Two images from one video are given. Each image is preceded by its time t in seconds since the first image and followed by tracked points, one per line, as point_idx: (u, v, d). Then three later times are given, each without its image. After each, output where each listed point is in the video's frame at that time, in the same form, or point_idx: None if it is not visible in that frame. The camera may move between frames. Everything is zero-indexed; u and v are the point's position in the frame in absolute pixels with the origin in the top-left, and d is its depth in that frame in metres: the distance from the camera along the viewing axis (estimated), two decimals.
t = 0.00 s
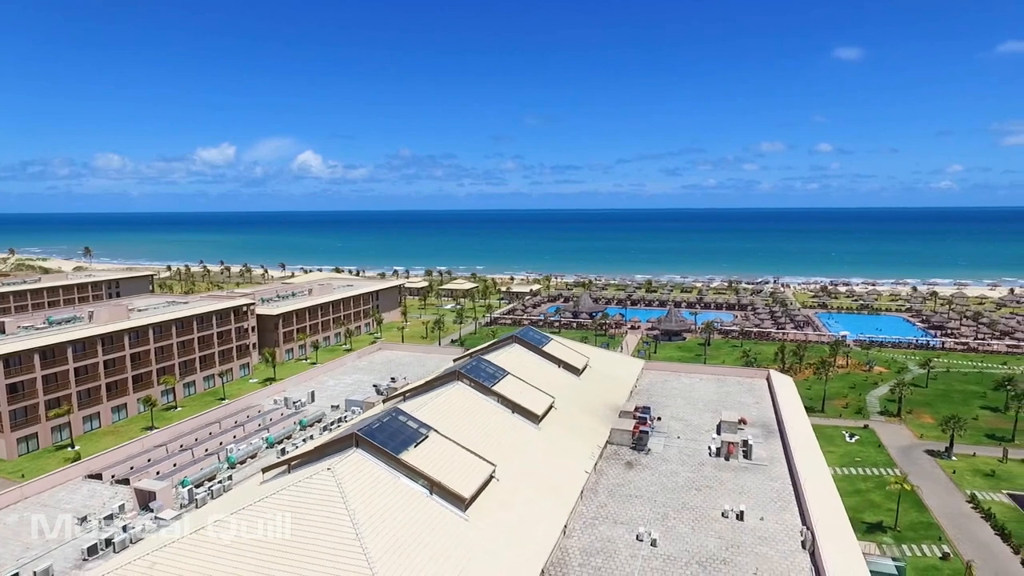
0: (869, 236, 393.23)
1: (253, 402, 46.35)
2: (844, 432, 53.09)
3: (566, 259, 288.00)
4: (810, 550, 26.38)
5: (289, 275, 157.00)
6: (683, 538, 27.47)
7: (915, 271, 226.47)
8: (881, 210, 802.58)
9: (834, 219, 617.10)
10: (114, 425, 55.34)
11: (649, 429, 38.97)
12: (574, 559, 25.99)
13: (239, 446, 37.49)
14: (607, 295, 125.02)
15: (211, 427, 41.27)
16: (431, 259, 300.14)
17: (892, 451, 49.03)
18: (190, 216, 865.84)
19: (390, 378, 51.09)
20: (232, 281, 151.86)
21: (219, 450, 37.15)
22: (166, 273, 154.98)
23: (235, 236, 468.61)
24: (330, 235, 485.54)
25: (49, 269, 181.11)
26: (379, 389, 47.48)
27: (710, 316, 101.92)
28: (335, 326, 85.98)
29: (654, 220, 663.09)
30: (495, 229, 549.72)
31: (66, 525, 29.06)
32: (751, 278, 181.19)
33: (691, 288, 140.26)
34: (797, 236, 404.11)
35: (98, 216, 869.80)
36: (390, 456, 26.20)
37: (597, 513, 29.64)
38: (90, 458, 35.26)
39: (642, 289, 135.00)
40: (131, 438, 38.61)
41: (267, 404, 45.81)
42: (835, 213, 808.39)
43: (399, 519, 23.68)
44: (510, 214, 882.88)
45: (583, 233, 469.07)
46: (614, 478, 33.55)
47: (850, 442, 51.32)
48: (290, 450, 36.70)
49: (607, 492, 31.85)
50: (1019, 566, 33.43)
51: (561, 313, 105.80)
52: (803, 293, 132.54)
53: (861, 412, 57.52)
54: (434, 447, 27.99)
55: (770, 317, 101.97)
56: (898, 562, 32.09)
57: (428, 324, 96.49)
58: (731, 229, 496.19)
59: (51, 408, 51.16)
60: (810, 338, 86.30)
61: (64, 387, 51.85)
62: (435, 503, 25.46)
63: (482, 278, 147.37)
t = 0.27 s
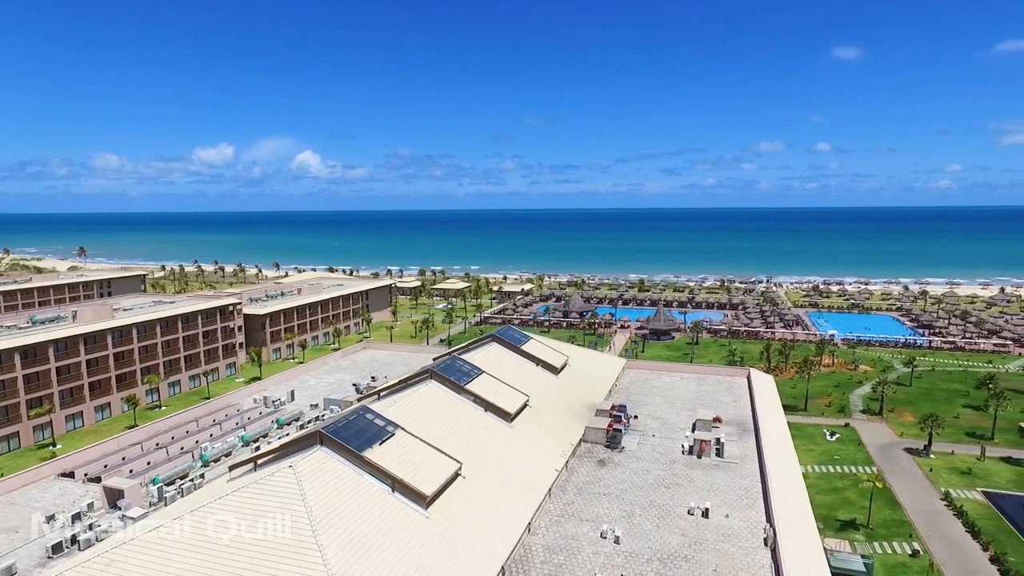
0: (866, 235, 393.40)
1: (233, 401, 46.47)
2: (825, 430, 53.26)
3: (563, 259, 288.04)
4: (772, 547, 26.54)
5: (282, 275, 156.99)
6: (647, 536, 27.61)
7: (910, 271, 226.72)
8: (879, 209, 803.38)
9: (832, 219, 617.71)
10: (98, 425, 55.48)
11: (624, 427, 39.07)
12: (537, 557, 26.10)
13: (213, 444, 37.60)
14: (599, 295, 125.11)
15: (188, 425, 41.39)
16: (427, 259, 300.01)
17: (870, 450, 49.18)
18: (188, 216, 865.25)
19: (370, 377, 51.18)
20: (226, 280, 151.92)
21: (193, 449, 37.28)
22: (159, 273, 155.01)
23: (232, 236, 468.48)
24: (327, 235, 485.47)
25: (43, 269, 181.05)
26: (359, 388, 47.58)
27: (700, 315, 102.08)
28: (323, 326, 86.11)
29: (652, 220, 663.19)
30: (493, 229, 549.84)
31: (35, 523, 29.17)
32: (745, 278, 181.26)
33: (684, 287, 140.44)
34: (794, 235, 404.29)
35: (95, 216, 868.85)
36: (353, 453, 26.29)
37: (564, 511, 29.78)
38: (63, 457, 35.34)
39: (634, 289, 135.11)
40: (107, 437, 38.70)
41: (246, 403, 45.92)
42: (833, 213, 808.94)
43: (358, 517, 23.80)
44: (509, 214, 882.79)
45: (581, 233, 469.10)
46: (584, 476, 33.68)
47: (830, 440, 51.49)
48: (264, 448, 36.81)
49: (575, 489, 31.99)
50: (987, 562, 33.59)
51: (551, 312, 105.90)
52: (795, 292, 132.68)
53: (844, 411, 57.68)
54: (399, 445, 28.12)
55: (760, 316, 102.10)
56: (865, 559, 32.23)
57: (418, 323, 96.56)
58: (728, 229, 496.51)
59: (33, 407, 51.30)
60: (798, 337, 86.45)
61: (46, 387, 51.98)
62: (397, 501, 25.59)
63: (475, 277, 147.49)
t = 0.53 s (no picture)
0: (863, 235, 393.59)
1: (213, 400, 46.56)
2: (806, 429, 53.37)
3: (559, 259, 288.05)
4: (734, 544, 26.70)
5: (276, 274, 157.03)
6: (612, 533, 27.72)
7: (904, 270, 227.04)
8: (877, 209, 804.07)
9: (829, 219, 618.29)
10: (81, 424, 55.52)
11: (598, 426, 39.17)
12: (500, 554, 26.19)
13: (189, 443, 37.69)
14: (591, 294, 125.18)
15: (166, 424, 41.48)
16: (423, 258, 299.84)
17: (850, 448, 49.28)
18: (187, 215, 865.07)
19: (352, 376, 51.24)
20: (220, 280, 151.98)
21: (169, 447, 37.38)
22: (153, 273, 154.99)
23: (230, 236, 468.36)
24: (325, 235, 485.49)
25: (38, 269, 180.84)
26: (339, 387, 47.64)
27: (690, 314, 102.17)
28: (312, 325, 86.23)
29: (651, 220, 663.10)
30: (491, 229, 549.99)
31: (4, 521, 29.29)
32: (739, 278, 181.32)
33: (677, 287, 140.57)
34: (791, 235, 404.42)
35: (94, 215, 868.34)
36: (318, 451, 26.42)
37: (531, 509, 29.89)
38: (37, 456, 35.42)
39: (627, 289, 135.18)
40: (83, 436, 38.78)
41: (226, 402, 45.99)
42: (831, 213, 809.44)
43: (319, 515, 23.95)
44: (508, 214, 882.63)
45: (578, 233, 469.13)
46: (555, 474, 33.78)
47: (811, 439, 51.59)
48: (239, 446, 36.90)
49: (545, 487, 32.11)
50: (956, 559, 33.74)
51: (541, 311, 105.94)
52: (788, 292, 132.82)
53: (827, 409, 57.80)
54: (366, 443, 28.25)
55: (751, 315, 102.17)
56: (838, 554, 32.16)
57: (407, 323, 96.65)
58: (725, 229, 496.91)
59: (15, 407, 51.33)
60: (787, 337, 86.60)
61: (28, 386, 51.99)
62: (360, 499, 25.73)
63: (468, 277, 147.64)
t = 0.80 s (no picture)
0: (859, 234, 393.81)
1: (192, 399, 46.65)
2: (787, 428, 53.50)
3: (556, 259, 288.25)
4: (696, 541, 26.82)
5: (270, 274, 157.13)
6: (576, 531, 27.82)
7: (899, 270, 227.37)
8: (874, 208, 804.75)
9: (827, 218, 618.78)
10: (64, 424, 55.61)
11: (573, 425, 39.29)
12: (463, 551, 26.20)
13: (163, 443, 37.81)
14: (583, 293, 125.32)
15: (143, 424, 41.61)
16: (420, 258, 299.84)
17: (829, 447, 49.41)
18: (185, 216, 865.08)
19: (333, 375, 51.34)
20: (214, 280, 152.14)
21: (142, 446, 37.50)
22: (147, 274, 155.15)
23: (228, 236, 468.44)
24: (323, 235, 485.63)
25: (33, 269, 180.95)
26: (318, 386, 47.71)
27: (680, 314, 102.34)
28: (301, 325, 86.35)
29: (649, 220, 665.19)
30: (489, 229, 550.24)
31: None
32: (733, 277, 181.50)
33: (669, 286, 140.82)
34: (788, 234, 404.67)
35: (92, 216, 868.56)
36: (281, 450, 26.60)
37: (498, 507, 29.94)
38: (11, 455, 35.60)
39: (619, 288, 135.35)
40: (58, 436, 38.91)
41: (205, 401, 46.07)
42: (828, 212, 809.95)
43: (279, 513, 24.11)
44: (506, 214, 883.31)
45: (576, 233, 469.29)
46: (526, 472, 33.86)
47: (791, 437, 51.71)
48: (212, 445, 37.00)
49: (514, 486, 32.18)
50: (926, 557, 33.85)
51: (532, 311, 106.05)
52: (780, 291, 133.03)
53: (809, 408, 57.94)
54: (331, 441, 28.40)
55: (740, 314, 102.32)
56: (808, 551, 32.19)
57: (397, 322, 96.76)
58: (722, 229, 497.25)
59: None
60: (774, 336, 86.81)
61: (10, 386, 52.05)
62: (322, 497, 25.84)
63: (461, 276, 147.78)
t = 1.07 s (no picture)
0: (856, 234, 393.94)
1: (171, 398, 46.74)
2: (768, 427, 53.63)
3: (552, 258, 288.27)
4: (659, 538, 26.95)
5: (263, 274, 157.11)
6: (541, 529, 27.93)
7: (893, 270, 227.53)
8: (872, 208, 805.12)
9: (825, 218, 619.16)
10: (46, 423, 55.63)
11: (548, 424, 39.41)
12: (426, 549, 26.23)
13: (137, 442, 37.90)
14: (575, 293, 125.38)
15: (119, 423, 41.70)
16: (416, 259, 299.54)
17: (808, 446, 49.52)
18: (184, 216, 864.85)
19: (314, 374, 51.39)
20: (207, 280, 152.16)
21: (117, 445, 37.62)
22: (140, 274, 155.11)
23: (226, 237, 468.34)
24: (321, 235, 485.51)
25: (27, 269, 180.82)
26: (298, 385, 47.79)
27: (670, 313, 102.43)
28: (289, 325, 86.41)
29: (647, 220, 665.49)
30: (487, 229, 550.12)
31: None
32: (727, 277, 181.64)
33: (662, 285, 140.91)
34: (785, 234, 404.78)
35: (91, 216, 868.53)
36: (245, 449, 26.80)
37: (466, 505, 29.99)
38: None
39: (611, 288, 135.43)
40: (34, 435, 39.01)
41: (184, 400, 46.15)
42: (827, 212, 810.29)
43: (241, 510, 24.29)
44: (505, 214, 883.83)
45: (574, 232, 469.24)
46: (497, 470, 33.95)
47: (772, 436, 51.81)
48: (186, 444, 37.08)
49: (484, 484, 32.26)
50: (896, 554, 33.95)
51: (522, 310, 106.07)
52: (772, 290, 133.19)
53: (792, 407, 58.06)
54: (297, 440, 28.55)
55: (730, 313, 102.38)
56: (777, 549, 32.31)
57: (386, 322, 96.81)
58: (720, 228, 497.46)
59: None
60: (762, 335, 86.95)
61: None
62: (285, 495, 25.98)
63: (454, 276, 147.77)
